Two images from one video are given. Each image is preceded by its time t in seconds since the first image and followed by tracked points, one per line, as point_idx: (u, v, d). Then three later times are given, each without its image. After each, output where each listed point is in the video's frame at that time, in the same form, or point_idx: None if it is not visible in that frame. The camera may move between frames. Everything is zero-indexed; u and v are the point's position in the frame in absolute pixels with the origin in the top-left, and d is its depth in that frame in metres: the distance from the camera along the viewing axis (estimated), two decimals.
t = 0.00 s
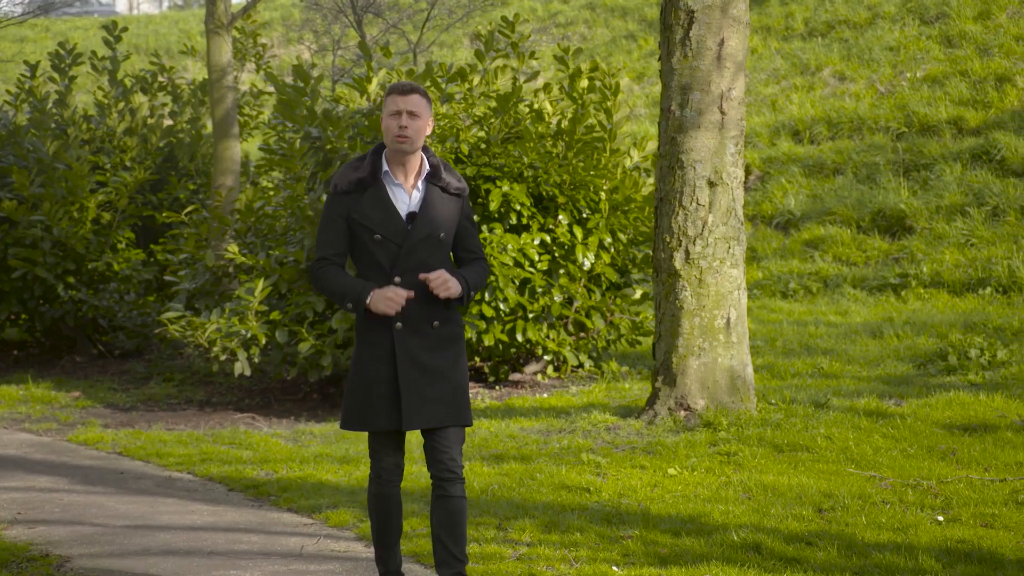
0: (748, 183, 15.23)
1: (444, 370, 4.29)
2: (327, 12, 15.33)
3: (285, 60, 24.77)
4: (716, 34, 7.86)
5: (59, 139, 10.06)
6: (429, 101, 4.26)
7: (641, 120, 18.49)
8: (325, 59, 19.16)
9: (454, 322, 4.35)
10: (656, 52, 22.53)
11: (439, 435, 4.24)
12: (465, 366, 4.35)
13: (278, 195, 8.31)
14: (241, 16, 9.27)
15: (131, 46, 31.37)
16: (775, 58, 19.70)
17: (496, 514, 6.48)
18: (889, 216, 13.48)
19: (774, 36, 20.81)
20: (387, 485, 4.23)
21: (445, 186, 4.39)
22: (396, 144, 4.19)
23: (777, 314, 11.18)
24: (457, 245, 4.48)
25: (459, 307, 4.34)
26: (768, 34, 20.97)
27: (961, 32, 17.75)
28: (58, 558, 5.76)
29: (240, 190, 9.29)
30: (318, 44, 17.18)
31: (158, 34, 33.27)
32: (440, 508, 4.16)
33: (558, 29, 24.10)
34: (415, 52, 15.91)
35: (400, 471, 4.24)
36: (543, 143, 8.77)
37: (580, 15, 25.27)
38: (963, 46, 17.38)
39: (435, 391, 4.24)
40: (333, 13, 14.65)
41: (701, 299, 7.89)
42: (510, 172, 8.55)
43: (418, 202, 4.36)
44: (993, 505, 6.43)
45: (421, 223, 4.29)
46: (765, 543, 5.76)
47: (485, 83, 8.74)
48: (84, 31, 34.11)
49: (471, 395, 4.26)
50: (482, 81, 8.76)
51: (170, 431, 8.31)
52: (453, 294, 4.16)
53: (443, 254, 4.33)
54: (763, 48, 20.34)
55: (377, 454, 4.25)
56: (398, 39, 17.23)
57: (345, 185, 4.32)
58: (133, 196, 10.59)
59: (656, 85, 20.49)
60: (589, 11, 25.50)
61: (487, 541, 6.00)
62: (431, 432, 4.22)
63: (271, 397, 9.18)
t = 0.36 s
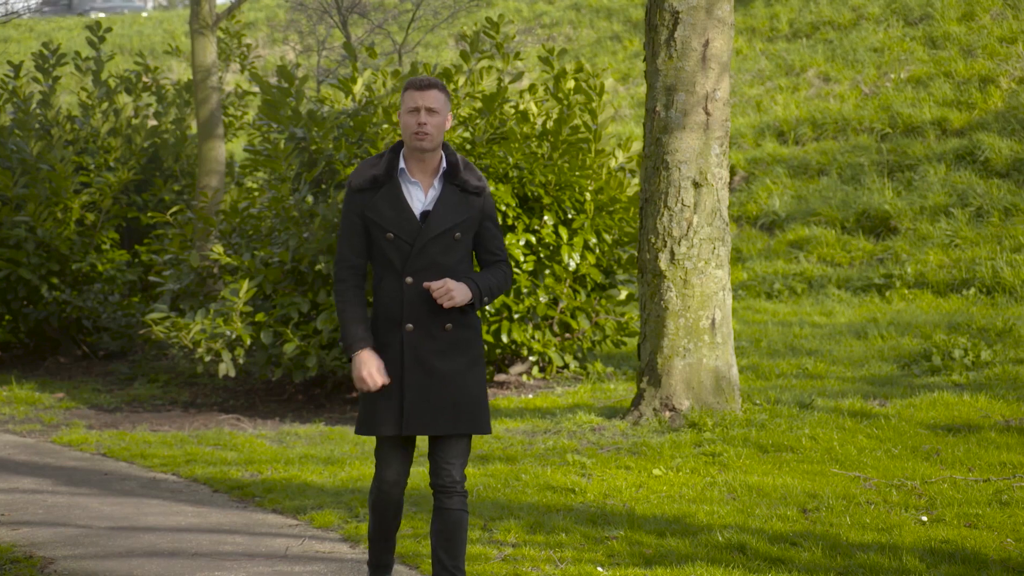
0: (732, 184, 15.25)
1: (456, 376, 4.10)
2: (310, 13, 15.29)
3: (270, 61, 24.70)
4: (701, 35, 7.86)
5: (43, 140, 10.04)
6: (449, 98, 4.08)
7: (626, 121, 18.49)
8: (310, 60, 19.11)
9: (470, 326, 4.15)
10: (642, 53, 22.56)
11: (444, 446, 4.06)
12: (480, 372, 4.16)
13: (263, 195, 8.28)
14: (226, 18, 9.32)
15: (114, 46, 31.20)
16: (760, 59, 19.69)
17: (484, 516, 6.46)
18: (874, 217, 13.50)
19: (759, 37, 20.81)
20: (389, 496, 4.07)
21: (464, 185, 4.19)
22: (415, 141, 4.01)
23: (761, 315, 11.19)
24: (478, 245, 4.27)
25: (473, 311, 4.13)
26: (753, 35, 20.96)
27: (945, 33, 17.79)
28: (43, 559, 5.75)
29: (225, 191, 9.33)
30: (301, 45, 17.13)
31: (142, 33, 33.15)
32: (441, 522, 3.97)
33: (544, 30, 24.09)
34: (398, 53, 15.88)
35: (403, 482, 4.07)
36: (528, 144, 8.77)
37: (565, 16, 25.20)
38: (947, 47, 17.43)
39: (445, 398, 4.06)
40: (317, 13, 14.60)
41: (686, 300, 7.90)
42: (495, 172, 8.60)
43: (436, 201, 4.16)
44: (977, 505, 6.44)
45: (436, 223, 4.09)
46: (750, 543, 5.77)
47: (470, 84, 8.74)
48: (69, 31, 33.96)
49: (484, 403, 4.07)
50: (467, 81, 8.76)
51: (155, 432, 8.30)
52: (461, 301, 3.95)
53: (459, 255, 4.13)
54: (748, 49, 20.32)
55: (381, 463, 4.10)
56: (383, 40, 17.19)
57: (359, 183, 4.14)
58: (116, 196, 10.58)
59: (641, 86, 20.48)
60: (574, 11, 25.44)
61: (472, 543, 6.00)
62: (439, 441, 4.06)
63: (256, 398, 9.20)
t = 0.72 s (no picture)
0: (717, 185, 15.27)
1: (468, 379, 4.04)
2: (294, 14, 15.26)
3: (254, 61, 24.61)
4: (685, 36, 7.87)
5: (27, 141, 10.02)
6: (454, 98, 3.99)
7: (611, 122, 18.50)
8: (294, 60, 19.06)
9: (480, 328, 4.09)
10: (627, 54, 22.57)
11: (446, 454, 4.04)
12: (491, 375, 4.10)
13: (247, 196, 8.30)
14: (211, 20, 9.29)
15: (98, 45, 31.07)
16: (745, 60, 19.70)
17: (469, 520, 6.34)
18: (858, 218, 13.53)
19: (743, 38, 20.81)
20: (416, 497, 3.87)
21: (474, 185, 4.11)
22: (422, 146, 3.93)
23: (746, 316, 11.20)
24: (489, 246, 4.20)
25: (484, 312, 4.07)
26: (738, 36, 20.95)
27: (929, 34, 17.83)
28: (26, 561, 5.73)
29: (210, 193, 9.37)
30: (286, 46, 17.10)
31: (125, 33, 33.00)
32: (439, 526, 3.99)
33: (529, 31, 24.07)
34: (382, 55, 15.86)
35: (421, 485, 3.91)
36: (513, 145, 8.76)
37: (550, 17, 25.20)
38: (931, 49, 17.46)
39: (456, 402, 4.01)
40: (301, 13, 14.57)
41: (671, 301, 7.91)
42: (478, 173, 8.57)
43: (445, 202, 4.08)
44: (961, 506, 6.45)
45: (446, 224, 4.01)
46: (735, 544, 5.77)
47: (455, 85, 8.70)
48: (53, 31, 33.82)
49: (494, 407, 4.02)
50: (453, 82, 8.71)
51: (139, 434, 8.30)
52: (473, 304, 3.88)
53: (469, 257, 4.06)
54: (733, 50, 20.31)
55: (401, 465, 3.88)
56: (368, 41, 17.16)
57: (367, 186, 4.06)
58: (100, 197, 10.56)
59: (626, 86, 20.48)
60: (559, 12, 25.41)
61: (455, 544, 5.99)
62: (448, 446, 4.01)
63: (241, 399, 9.21)
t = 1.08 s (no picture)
0: (703, 186, 15.30)
1: (471, 393, 3.86)
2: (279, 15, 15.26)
3: (240, 61, 24.59)
4: (672, 37, 7.88)
5: (13, 142, 10.00)
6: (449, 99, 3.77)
7: (598, 123, 18.52)
8: (280, 62, 19.04)
9: (482, 338, 3.91)
10: (613, 55, 22.60)
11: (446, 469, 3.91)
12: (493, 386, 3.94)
13: (233, 197, 8.31)
14: (197, 19, 9.32)
15: (85, 45, 31.04)
16: (731, 61, 19.71)
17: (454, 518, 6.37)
18: (845, 219, 13.54)
19: (730, 39, 20.80)
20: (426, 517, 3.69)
21: (472, 190, 3.89)
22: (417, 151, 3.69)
23: (733, 317, 11.22)
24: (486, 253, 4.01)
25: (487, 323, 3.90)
26: (724, 37, 20.95)
27: (915, 35, 17.86)
28: (11, 563, 5.72)
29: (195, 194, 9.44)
30: (272, 47, 17.09)
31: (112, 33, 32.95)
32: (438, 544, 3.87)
33: (516, 33, 24.08)
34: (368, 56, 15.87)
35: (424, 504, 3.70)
36: (500, 146, 8.77)
37: (537, 19, 25.21)
38: (916, 50, 17.50)
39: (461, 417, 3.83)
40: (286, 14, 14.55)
41: (658, 302, 7.91)
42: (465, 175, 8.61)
43: (445, 209, 3.86)
44: (946, 506, 6.45)
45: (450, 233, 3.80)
46: (721, 545, 5.77)
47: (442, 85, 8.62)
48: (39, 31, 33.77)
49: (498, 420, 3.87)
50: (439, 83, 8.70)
51: (126, 435, 8.30)
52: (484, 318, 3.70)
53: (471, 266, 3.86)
54: (719, 51, 20.32)
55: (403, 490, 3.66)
56: (355, 42, 17.16)
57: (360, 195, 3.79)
58: (86, 198, 10.56)
59: (613, 87, 20.50)
60: (545, 13, 25.42)
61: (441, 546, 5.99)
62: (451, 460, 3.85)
63: (227, 400, 9.22)
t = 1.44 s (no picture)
0: (690, 189, 15.32)
1: (467, 396, 3.74)
2: (266, 18, 15.25)
3: (226, 64, 24.52)
4: (658, 40, 7.88)
5: None
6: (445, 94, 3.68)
7: (585, 125, 18.53)
8: (265, 65, 19.00)
9: (478, 341, 3.80)
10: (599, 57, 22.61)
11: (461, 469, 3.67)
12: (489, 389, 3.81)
13: (219, 200, 8.31)
14: (183, 22, 9.35)
15: (70, 46, 30.93)
16: (717, 64, 19.70)
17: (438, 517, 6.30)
18: (831, 222, 13.56)
19: (716, 42, 20.79)
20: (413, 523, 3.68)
21: (466, 187, 3.81)
22: (409, 147, 3.61)
23: (719, 320, 11.24)
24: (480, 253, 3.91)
25: (483, 326, 3.78)
26: (710, 39, 20.94)
27: (900, 39, 17.89)
28: None
29: (181, 195, 9.50)
30: (259, 50, 17.06)
31: (97, 34, 32.83)
32: (464, 555, 3.69)
33: (503, 35, 24.06)
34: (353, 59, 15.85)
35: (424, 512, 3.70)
36: (487, 148, 8.77)
37: (523, 21, 25.21)
38: (902, 53, 17.53)
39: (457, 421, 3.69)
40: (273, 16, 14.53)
41: (644, 304, 7.92)
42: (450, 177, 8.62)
43: (439, 206, 3.77)
44: (932, 508, 6.46)
45: (443, 230, 3.70)
46: (707, 547, 5.76)
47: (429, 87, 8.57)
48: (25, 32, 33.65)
49: (496, 424, 3.74)
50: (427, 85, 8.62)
51: (111, 437, 8.29)
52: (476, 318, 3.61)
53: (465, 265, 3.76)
54: (705, 54, 20.31)
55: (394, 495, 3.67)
56: (341, 44, 17.14)
57: (351, 189, 3.69)
58: (71, 201, 10.55)
59: (599, 90, 20.51)
60: (532, 16, 25.41)
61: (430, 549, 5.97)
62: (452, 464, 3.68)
63: (213, 403, 9.22)
